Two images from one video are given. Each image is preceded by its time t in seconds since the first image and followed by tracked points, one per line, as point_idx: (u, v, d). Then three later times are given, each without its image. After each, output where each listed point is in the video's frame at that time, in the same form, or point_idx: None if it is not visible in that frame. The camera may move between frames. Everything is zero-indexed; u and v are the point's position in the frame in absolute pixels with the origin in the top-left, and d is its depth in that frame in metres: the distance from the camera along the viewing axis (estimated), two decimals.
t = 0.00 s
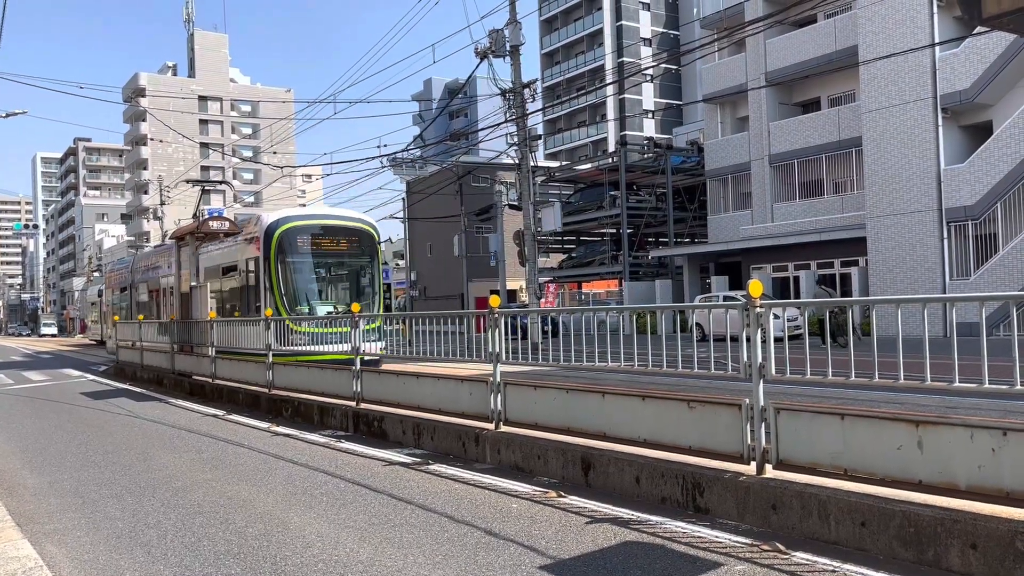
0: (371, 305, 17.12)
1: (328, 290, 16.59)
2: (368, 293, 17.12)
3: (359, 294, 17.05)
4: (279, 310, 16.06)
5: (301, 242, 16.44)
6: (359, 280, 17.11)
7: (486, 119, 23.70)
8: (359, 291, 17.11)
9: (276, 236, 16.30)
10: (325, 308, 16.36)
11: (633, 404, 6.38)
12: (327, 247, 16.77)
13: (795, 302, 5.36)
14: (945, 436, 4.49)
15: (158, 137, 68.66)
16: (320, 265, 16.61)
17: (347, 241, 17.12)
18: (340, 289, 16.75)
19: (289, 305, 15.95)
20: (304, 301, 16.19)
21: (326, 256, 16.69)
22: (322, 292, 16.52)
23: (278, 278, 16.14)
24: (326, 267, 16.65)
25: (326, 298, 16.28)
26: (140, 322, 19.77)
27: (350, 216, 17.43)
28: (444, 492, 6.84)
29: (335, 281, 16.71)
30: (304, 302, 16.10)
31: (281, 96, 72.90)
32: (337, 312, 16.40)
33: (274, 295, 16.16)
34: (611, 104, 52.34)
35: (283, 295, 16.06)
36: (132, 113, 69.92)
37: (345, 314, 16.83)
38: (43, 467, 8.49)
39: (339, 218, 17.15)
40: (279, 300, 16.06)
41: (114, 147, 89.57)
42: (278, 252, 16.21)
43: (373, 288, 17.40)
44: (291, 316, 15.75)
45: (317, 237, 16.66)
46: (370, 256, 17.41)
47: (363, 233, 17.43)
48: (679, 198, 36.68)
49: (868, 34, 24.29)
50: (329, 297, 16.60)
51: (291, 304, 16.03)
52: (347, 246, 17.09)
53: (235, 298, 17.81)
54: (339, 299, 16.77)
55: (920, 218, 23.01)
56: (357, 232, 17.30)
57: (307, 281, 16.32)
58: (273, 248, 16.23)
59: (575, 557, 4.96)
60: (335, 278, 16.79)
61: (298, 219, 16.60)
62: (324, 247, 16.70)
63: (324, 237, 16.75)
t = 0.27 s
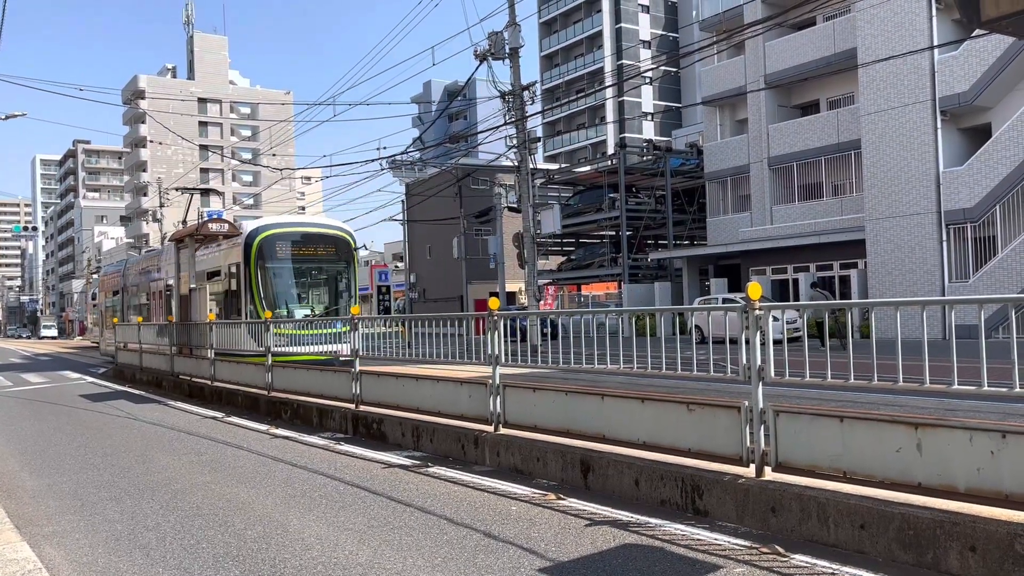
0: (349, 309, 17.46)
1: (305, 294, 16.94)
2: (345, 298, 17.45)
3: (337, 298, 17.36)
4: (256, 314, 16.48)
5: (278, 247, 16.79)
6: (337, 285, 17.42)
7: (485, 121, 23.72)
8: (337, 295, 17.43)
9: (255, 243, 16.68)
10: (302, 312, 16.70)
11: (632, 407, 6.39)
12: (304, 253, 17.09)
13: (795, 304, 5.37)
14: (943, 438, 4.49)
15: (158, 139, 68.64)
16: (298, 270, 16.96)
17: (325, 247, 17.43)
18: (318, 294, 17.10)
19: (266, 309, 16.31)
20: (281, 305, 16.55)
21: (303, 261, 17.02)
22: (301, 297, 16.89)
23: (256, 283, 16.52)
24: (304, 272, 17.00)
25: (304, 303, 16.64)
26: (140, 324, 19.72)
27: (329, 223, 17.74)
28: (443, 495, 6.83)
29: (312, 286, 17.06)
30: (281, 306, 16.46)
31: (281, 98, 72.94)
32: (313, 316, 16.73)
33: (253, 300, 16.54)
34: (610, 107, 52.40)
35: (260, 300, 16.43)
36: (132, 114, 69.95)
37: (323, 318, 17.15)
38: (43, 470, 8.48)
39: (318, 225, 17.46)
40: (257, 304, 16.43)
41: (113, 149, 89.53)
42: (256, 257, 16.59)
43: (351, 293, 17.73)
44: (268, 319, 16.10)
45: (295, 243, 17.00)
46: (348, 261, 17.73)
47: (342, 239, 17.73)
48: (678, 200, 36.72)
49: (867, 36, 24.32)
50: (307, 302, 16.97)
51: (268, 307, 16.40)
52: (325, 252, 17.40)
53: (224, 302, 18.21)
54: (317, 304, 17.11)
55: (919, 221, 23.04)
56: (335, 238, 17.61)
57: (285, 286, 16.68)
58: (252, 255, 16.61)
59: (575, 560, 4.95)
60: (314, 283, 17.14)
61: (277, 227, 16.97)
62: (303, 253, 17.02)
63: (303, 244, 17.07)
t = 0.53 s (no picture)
0: (326, 311, 19.07)
1: (285, 298, 18.55)
2: (323, 301, 19.10)
3: (314, 301, 19.00)
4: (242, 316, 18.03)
5: (260, 255, 18.48)
6: (314, 288, 19.07)
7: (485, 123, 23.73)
8: (315, 298, 19.05)
9: (238, 251, 18.36)
10: (282, 313, 18.30)
11: (632, 409, 6.38)
12: (285, 259, 18.78)
13: (795, 307, 5.35)
14: (943, 440, 4.49)
15: (157, 141, 68.62)
16: (280, 276, 18.60)
17: (304, 254, 19.10)
18: (297, 296, 18.69)
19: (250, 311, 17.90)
20: (263, 307, 18.19)
21: (284, 268, 18.70)
22: (280, 299, 18.47)
23: (240, 288, 18.16)
24: (284, 277, 18.65)
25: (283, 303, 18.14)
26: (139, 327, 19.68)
27: (307, 232, 19.47)
28: (442, 497, 6.82)
29: (292, 290, 18.70)
30: (263, 309, 18.07)
31: (280, 101, 72.98)
32: (293, 317, 18.33)
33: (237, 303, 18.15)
34: (609, 110, 52.49)
35: (244, 303, 18.07)
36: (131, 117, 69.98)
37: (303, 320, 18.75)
38: (41, 472, 8.47)
39: (296, 234, 19.20)
40: (241, 307, 18.06)
41: (113, 151, 89.55)
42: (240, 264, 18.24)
43: (328, 296, 19.39)
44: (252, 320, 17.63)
45: (276, 251, 18.69)
46: (325, 267, 19.38)
47: (319, 247, 19.42)
48: (678, 202, 36.74)
49: (866, 39, 24.35)
50: (287, 304, 18.56)
51: (252, 310, 18.01)
52: (304, 259, 19.06)
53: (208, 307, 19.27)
54: (296, 307, 18.71)
55: (918, 223, 23.07)
56: (312, 246, 19.30)
57: (267, 290, 18.35)
58: (236, 262, 18.28)
59: (575, 562, 4.95)
60: (293, 287, 18.75)
61: (258, 237, 18.69)
62: (282, 260, 18.72)
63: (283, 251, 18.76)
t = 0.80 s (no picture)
0: (306, 315, 19.85)
1: (267, 302, 19.25)
2: (303, 305, 19.86)
3: (295, 305, 19.74)
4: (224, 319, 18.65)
5: (244, 261, 19.09)
6: (295, 293, 19.80)
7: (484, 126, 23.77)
8: (295, 302, 19.82)
9: (223, 256, 18.92)
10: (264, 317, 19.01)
11: (631, 411, 6.39)
12: (267, 265, 19.44)
13: (795, 310, 5.35)
14: (943, 443, 4.49)
15: (156, 144, 68.60)
16: (262, 281, 19.26)
17: (285, 260, 19.78)
18: (278, 301, 19.42)
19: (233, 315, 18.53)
20: (246, 311, 18.85)
21: (266, 273, 19.37)
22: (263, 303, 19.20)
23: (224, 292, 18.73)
24: (267, 282, 19.32)
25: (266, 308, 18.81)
26: (138, 330, 19.60)
27: (288, 239, 20.16)
28: (441, 500, 6.82)
29: (274, 294, 19.39)
30: (245, 313, 18.75)
31: (279, 104, 73.07)
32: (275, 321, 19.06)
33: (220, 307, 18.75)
34: (608, 112, 52.54)
35: (228, 306, 18.69)
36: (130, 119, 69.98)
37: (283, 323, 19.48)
38: (41, 474, 8.47)
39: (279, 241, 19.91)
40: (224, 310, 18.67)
41: (112, 153, 89.63)
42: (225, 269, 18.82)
43: (307, 301, 20.13)
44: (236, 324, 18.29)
45: (259, 256, 19.31)
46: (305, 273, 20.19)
47: (299, 254, 20.14)
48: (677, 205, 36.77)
49: (865, 41, 24.39)
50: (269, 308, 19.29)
51: (235, 313, 18.65)
52: (286, 265, 19.76)
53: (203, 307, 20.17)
54: (277, 311, 19.43)
55: (917, 225, 23.09)
56: (293, 252, 19.99)
57: (250, 295, 18.99)
58: (220, 267, 18.85)
59: (574, 564, 4.95)
60: (275, 292, 19.49)
61: (241, 243, 19.28)
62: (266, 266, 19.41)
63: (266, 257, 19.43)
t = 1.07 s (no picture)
0: (289, 319, 20.19)
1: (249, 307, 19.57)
2: (285, 310, 20.17)
3: (277, 310, 20.06)
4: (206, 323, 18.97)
5: (228, 266, 19.41)
6: (277, 298, 20.11)
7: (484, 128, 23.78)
8: (279, 307, 20.20)
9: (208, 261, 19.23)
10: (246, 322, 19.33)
11: (631, 414, 6.38)
12: (251, 271, 19.74)
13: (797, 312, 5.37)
14: (943, 446, 4.49)
15: (156, 146, 68.59)
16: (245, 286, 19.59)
17: (268, 266, 20.10)
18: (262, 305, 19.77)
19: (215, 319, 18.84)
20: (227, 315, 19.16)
21: (249, 278, 19.69)
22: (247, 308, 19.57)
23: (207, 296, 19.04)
24: (249, 288, 19.65)
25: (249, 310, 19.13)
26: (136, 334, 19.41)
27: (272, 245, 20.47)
28: (441, 502, 6.81)
29: (256, 299, 19.71)
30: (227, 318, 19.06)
31: (279, 106, 73.11)
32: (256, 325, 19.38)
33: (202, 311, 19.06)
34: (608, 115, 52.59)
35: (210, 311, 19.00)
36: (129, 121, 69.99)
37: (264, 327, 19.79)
38: (39, 477, 8.45)
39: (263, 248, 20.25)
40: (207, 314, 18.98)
41: (112, 156, 89.73)
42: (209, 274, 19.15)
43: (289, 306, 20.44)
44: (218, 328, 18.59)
45: (243, 262, 19.63)
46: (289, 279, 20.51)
47: (283, 260, 20.45)
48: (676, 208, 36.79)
49: (864, 44, 24.42)
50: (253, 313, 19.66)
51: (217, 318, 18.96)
52: (269, 271, 20.08)
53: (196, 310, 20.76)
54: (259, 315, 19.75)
55: (917, 228, 23.09)
56: (276, 259, 20.30)
57: (232, 299, 19.30)
58: (203, 272, 19.16)
59: (574, 567, 4.94)
60: (259, 297, 19.85)
61: (226, 248, 19.59)
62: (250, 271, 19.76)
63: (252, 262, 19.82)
